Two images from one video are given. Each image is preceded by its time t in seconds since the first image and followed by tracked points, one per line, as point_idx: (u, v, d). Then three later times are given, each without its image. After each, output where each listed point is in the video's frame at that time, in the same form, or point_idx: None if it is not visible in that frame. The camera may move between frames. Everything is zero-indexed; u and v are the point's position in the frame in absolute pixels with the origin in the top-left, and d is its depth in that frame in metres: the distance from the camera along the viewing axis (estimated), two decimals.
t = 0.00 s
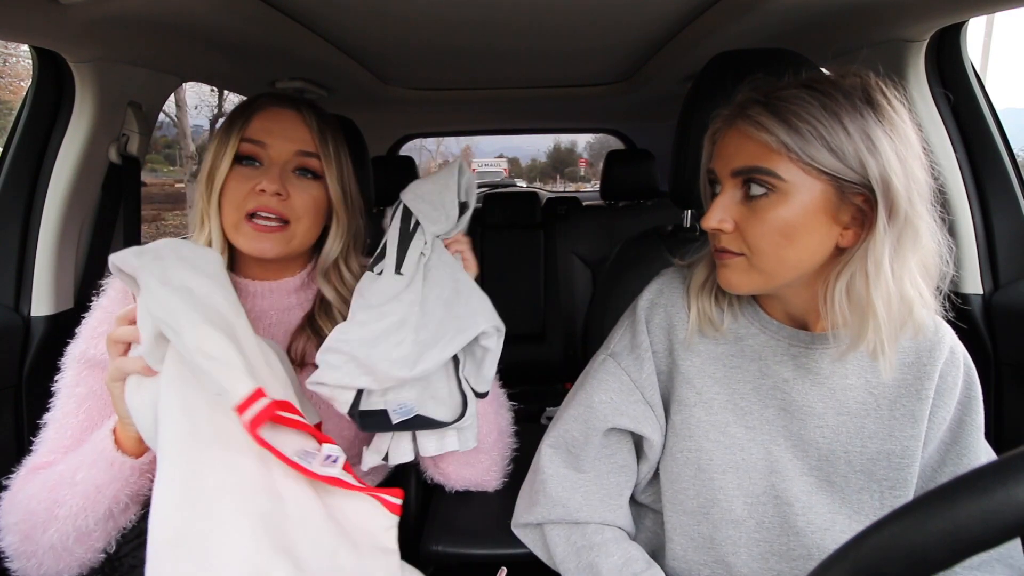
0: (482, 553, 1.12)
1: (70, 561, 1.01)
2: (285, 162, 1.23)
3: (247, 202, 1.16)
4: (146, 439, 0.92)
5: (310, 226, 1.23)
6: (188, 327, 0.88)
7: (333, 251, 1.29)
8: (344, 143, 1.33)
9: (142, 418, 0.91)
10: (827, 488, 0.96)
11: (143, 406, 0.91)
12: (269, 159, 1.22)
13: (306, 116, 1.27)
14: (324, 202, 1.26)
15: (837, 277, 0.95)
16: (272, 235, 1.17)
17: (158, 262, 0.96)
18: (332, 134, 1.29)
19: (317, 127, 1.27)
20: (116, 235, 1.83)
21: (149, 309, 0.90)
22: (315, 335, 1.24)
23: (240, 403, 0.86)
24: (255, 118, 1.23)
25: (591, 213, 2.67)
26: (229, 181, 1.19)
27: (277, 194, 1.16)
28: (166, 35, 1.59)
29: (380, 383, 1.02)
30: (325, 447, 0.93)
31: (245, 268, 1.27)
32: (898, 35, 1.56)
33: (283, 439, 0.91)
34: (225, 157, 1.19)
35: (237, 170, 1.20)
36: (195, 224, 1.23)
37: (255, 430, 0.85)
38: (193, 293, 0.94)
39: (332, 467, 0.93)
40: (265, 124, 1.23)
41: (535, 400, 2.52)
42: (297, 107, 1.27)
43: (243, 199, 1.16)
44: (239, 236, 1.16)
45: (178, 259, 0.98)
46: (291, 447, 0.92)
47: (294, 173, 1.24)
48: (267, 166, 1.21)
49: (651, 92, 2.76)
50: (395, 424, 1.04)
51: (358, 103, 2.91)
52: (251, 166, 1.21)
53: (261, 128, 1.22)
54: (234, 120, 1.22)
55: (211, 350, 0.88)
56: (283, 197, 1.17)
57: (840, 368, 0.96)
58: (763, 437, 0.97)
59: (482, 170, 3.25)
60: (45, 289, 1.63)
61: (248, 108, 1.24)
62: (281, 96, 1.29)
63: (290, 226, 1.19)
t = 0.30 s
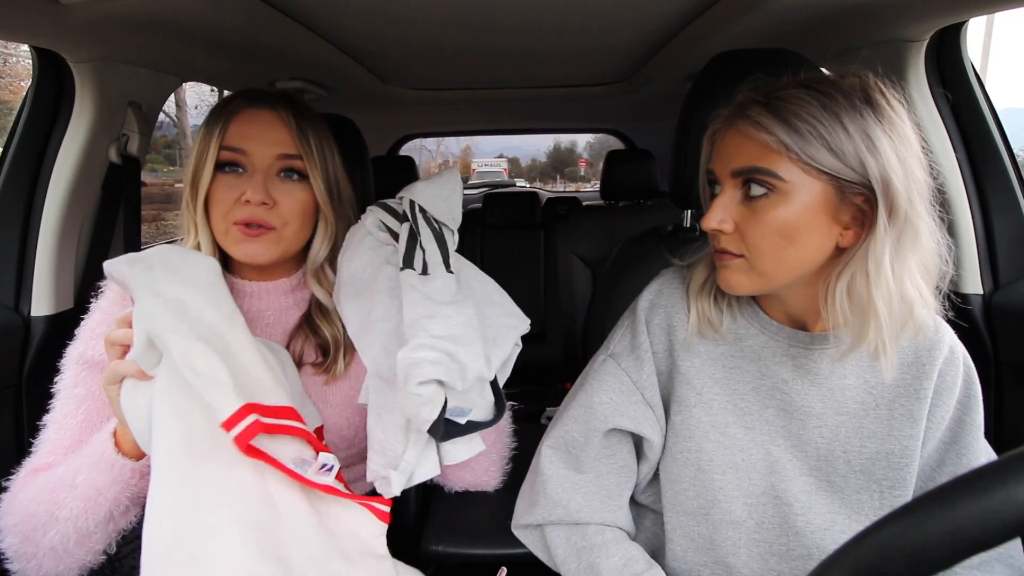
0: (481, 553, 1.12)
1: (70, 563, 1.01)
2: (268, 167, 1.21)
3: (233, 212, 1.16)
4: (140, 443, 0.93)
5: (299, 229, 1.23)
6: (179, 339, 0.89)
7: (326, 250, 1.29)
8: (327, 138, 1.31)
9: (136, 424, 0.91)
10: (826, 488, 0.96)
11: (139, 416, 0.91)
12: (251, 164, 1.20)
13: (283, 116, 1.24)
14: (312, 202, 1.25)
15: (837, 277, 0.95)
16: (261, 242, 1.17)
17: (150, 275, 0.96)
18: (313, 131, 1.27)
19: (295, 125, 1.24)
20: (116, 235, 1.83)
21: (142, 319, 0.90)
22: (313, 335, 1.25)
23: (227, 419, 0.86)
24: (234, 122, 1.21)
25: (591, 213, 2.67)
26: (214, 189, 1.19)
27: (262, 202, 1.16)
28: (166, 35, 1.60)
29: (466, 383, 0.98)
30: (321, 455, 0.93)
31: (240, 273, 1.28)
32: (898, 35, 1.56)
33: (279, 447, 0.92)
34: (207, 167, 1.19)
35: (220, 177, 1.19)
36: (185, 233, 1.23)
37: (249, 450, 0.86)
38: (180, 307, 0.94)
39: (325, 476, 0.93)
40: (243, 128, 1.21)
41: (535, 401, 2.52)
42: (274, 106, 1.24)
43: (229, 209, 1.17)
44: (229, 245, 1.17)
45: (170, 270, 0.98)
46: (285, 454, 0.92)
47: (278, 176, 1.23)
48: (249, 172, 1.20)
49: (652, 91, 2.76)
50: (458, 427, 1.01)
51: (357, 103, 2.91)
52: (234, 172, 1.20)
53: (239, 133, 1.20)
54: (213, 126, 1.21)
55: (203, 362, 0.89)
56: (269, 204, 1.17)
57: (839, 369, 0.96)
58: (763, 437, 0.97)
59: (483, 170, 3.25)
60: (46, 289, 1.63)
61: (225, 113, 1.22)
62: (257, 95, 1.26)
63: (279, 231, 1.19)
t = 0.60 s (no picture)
0: (481, 553, 1.12)
1: (69, 565, 1.02)
2: (263, 167, 1.21)
3: (229, 212, 1.16)
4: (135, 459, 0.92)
5: (296, 228, 1.22)
6: (167, 385, 0.85)
7: (324, 248, 1.28)
8: (322, 136, 1.30)
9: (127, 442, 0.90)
10: (826, 488, 0.96)
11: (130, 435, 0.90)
12: (245, 165, 1.20)
13: (276, 115, 1.24)
14: (308, 202, 1.25)
15: (837, 276, 0.95)
16: (258, 242, 1.17)
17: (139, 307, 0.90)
18: (306, 130, 1.26)
19: (289, 125, 1.24)
20: (116, 235, 1.83)
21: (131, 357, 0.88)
22: (313, 334, 1.25)
23: (210, 477, 0.84)
24: (228, 122, 1.21)
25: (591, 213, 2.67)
26: (209, 190, 1.19)
27: (257, 202, 1.16)
28: (165, 35, 1.60)
29: (418, 412, 0.98)
30: (312, 483, 0.93)
31: (238, 274, 1.28)
32: (898, 35, 1.56)
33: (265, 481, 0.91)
34: (202, 167, 1.19)
35: (215, 178, 1.19)
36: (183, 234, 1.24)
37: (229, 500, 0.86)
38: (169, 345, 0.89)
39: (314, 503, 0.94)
40: (236, 129, 1.20)
41: (535, 401, 2.52)
42: (267, 105, 1.24)
43: (224, 210, 1.16)
44: (226, 245, 1.17)
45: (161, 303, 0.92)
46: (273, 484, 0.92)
47: (273, 176, 1.22)
48: (244, 172, 1.20)
49: (652, 91, 2.76)
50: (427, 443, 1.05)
51: (357, 103, 2.91)
52: (229, 173, 1.20)
53: (233, 134, 1.20)
54: (207, 127, 1.21)
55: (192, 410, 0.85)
56: (264, 204, 1.17)
57: (838, 369, 0.96)
58: (763, 437, 0.97)
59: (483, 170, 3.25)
60: (46, 289, 1.63)
61: (219, 114, 1.22)
62: (251, 95, 1.25)
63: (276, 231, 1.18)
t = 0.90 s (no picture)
0: (481, 553, 1.12)
1: (69, 568, 1.02)
2: (263, 166, 1.21)
3: (228, 212, 1.16)
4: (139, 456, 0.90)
5: (295, 228, 1.23)
6: (183, 363, 0.87)
7: (323, 247, 1.28)
8: (320, 136, 1.30)
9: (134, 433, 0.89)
10: (826, 488, 0.96)
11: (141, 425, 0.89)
12: (245, 164, 1.20)
13: (275, 114, 1.24)
14: (308, 201, 1.25)
15: (838, 273, 0.95)
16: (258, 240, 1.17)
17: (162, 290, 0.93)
18: (305, 129, 1.26)
19: (289, 126, 1.24)
20: (116, 235, 1.83)
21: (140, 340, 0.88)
22: (312, 334, 1.25)
23: (232, 453, 0.85)
24: (227, 122, 1.21)
25: (591, 213, 2.67)
26: (209, 190, 1.19)
27: (257, 200, 1.16)
28: (165, 35, 1.59)
29: (401, 417, 0.99)
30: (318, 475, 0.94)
31: (237, 274, 1.28)
32: (898, 35, 1.56)
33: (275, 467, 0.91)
34: (202, 167, 1.19)
35: (215, 178, 1.19)
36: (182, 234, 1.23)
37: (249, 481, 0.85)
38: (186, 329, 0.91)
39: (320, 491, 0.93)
40: (236, 129, 1.20)
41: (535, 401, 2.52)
42: (267, 105, 1.24)
43: (225, 209, 1.16)
44: (226, 244, 1.17)
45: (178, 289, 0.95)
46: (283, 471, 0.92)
47: (273, 175, 1.22)
48: (244, 171, 1.20)
49: (652, 92, 2.76)
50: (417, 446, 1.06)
51: (357, 103, 2.91)
52: (229, 173, 1.20)
53: (232, 134, 1.20)
54: (207, 127, 1.21)
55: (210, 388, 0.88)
56: (264, 203, 1.17)
57: (838, 369, 0.96)
58: (763, 437, 0.97)
59: (482, 170, 3.25)
60: (46, 289, 1.63)
61: (219, 114, 1.22)
62: (250, 94, 1.26)
63: (276, 229, 1.19)
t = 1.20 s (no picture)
0: (481, 553, 1.12)
1: None
2: (264, 166, 1.21)
3: (232, 213, 1.16)
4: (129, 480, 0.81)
5: (297, 227, 1.23)
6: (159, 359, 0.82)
7: (324, 244, 1.28)
8: (321, 137, 1.31)
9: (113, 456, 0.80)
10: (826, 488, 0.96)
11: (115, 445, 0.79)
12: (247, 164, 1.20)
13: (277, 115, 1.24)
14: (310, 201, 1.25)
15: (838, 273, 0.95)
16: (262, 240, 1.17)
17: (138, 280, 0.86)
18: (306, 129, 1.26)
19: (291, 126, 1.24)
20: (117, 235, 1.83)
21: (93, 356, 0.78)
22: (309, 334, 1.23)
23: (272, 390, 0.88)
24: (229, 123, 1.21)
25: (591, 213, 2.67)
26: (210, 191, 1.18)
27: (261, 201, 1.16)
28: (165, 35, 1.59)
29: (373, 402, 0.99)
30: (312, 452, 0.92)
31: (238, 274, 1.28)
32: (898, 35, 1.56)
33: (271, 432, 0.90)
34: (203, 169, 1.19)
35: (215, 179, 1.19)
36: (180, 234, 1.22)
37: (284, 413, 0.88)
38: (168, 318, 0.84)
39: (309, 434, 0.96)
40: (238, 131, 1.20)
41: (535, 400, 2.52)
42: (268, 106, 1.24)
43: (228, 210, 1.16)
44: (228, 245, 1.17)
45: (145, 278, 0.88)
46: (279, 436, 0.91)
47: (275, 175, 1.22)
48: (245, 171, 1.20)
49: (652, 92, 2.76)
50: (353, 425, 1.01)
51: (358, 103, 2.91)
52: (230, 173, 1.20)
53: (234, 135, 1.20)
54: (207, 127, 1.21)
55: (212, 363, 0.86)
56: (267, 204, 1.17)
57: (838, 368, 0.96)
58: (763, 437, 0.97)
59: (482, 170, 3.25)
60: (46, 289, 1.63)
61: (220, 115, 1.22)
62: (251, 95, 1.25)
63: (279, 230, 1.19)
